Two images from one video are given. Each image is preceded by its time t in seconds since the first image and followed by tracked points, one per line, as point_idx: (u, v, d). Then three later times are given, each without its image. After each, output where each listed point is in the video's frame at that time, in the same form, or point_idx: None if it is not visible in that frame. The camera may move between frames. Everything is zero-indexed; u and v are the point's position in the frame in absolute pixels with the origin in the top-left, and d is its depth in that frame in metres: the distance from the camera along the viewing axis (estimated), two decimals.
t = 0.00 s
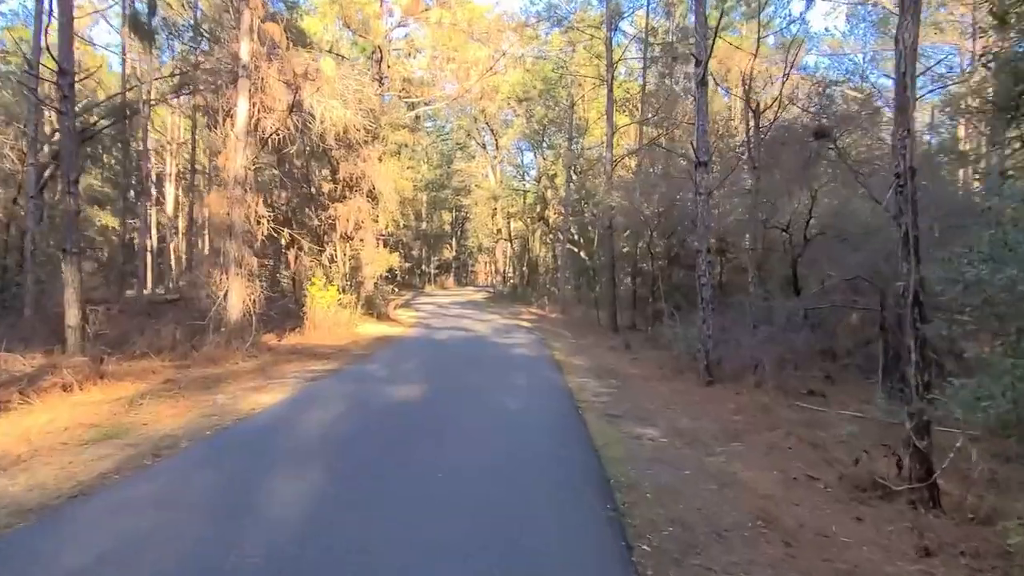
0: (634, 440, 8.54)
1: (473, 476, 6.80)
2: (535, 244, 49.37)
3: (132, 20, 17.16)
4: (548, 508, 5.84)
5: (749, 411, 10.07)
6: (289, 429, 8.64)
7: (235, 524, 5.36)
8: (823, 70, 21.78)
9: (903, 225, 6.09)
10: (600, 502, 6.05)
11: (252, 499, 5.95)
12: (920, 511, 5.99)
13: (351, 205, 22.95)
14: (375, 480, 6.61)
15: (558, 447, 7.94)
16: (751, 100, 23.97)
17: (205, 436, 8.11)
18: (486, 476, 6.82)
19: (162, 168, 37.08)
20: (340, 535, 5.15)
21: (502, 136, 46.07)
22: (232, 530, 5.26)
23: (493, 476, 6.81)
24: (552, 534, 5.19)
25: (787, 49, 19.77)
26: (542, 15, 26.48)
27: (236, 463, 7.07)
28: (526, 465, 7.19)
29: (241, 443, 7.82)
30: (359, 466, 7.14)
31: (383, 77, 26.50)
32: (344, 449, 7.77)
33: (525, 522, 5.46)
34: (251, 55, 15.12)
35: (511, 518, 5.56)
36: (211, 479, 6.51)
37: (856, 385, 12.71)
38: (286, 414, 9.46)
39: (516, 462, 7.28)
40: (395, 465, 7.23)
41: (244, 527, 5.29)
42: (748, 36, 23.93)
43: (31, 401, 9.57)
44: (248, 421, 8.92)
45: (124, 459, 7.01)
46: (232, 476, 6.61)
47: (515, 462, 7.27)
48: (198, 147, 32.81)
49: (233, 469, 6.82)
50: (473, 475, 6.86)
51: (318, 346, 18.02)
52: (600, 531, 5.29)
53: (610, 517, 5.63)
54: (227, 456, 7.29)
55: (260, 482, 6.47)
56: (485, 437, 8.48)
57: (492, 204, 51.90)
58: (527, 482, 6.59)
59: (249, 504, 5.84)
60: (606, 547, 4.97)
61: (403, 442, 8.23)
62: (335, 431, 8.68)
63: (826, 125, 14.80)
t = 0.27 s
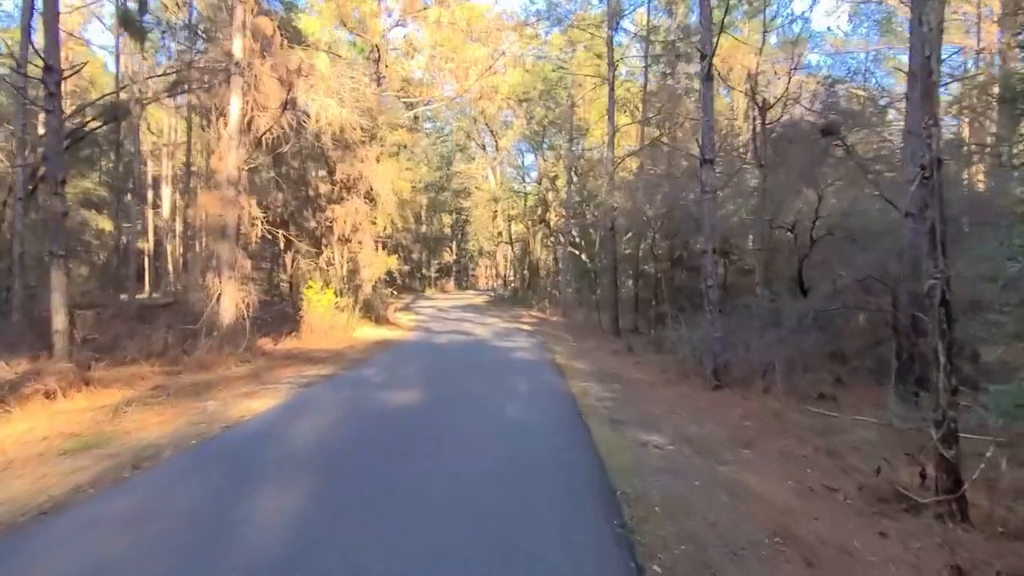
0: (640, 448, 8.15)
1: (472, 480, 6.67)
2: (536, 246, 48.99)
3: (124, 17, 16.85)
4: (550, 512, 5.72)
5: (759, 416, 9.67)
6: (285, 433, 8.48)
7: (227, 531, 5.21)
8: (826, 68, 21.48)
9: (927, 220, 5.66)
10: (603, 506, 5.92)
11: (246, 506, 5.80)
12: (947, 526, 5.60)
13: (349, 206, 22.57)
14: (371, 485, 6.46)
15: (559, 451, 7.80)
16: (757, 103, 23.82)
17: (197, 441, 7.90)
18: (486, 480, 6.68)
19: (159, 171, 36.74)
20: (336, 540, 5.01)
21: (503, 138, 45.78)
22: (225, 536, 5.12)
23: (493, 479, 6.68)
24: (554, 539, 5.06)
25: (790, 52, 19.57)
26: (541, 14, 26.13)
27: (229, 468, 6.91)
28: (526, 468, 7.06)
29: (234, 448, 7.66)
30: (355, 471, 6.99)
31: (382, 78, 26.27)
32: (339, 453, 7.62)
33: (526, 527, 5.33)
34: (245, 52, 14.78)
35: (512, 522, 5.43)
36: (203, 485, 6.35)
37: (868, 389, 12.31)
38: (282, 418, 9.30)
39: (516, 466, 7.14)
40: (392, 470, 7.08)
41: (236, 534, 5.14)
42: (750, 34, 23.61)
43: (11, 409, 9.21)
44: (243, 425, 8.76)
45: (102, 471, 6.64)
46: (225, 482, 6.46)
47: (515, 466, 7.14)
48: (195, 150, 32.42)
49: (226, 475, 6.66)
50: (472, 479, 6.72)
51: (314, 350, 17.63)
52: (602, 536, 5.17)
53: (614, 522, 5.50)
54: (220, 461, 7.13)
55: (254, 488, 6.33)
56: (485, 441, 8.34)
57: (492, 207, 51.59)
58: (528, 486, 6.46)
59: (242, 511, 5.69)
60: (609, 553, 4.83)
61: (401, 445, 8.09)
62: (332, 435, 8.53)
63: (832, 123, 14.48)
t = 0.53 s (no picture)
0: (646, 462, 7.76)
1: (470, 488, 6.61)
2: (534, 248, 48.61)
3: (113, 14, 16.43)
4: (548, 522, 5.66)
5: (770, 428, 9.27)
6: (280, 441, 8.40)
7: (222, 542, 5.15)
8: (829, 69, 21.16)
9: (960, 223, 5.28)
10: (603, 518, 5.82)
11: (241, 516, 5.72)
12: (981, 552, 5.19)
13: (345, 208, 22.16)
14: (367, 494, 6.40)
15: (558, 459, 7.72)
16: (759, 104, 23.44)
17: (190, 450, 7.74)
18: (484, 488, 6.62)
19: (153, 172, 36.33)
20: (331, 551, 4.96)
21: (500, 139, 45.43)
22: (219, 547, 5.05)
23: (491, 488, 6.61)
24: (553, 551, 5.01)
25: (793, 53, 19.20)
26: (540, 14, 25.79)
27: (224, 478, 6.83)
28: (524, 477, 6.99)
29: (229, 457, 7.58)
30: (351, 479, 6.93)
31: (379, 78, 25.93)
32: (336, 462, 7.54)
33: (524, 539, 5.27)
34: (235, 49, 14.36)
35: (510, 533, 5.38)
36: (197, 496, 6.26)
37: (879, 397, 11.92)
38: (278, 425, 9.21)
39: (514, 474, 7.07)
40: (388, 478, 7.02)
41: (230, 546, 5.07)
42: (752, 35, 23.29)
43: None
44: (237, 433, 8.67)
45: (74, 490, 6.24)
46: (219, 492, 6.38)
47: (513, 474, 7.07)
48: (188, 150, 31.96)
49: (219, 485, 6.58)
50: (470, 487, 6.66)
51: (307, 355, 17.22)
52: (602, 548, 5.10)
53: (613, 533, 5.44)
54: (215, 471, 7.05)
55: (248, 497, 6.25)
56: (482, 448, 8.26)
57: (490, 208, 51.22)
58: (526, 495, 6.40)
59: (237, 521, 5.62)
60: (609, 565, 4.77)
61: (397, 453, 8.03)
62: (328, 443, 8.46)
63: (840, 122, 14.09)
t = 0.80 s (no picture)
0: (655, 471, 7.37)
1: (469, 491, 6.58)
2: (533, 248, 48.24)
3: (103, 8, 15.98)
4: (549, 523, 5.63)
5: (783, 433, 8.86)
6: (278, 442, 8.36)
7: (220, 544, 5.10)
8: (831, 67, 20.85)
9: (1001, 218, 4.92)
10: (606, 518, 5.78)
11: (239, 518, 5.68)
12: None
13: (341, 206, 21.75)
14: (366, 497, 6.37)
15: (558, 460, 7.67)
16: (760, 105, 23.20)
17: (186, 450, 7.69)
18: (483, 489, 6.59)
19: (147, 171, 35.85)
20: (331, 553, 4.93)
21: (499, 139, 45.05)
22: (217, 548, 5.01)
23: (491, 490, 6.57)
24: (555, 552, 4.97)
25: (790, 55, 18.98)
26: (540, 11, 25.37)
27: (221, 480, 6.78)
28: (524, 478, 6.95)
29: (226, 458, 7.53)
30: (349, 482, 6.89)
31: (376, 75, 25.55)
32: (333, 464, 7.49)
33: (525, 539, 5.24)
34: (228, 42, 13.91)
35: (511, 534, 5.35)
36: (194, 497, 6.21)
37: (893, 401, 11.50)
38: (275, 425, 9.16)
39: (513, 476, 7.04)
40: (386, 480, 6.97)
41: (228, 547, 5.03)
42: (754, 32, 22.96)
43: None
44: (234, 434, 8.61)
45: (46, 503, 5.84)
46: (216, 494, 6.33)
47: (514, 476, 7.02)
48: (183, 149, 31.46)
49: (216, 487, 6.53)
50: (469, 489, 6.63)
51: (303, 357, 16.80)
52: (605, 549, 5.06)
53: (615, 534, 5.41)
54: (211, 472, 6.99)
55: (246, 499, 6.21)
56: (481, 450, 8.22)
57: (488, 208, 50.83)
58: (527, 496, 6.36)
59: (235, 523, 5.57)
60: (612, 566, 4.74)
61: (395, 455, 8.00)
62: (326, 445, 8.41)
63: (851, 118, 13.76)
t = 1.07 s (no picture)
0: (660, 481, 6.98)
1: (467, 492, 6.56)
2: (532, 248, 47.87)
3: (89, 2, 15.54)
4: (548, 525, 5.62)
5: (794, 440, 8.48)
6: (275, 442, 8.33)
7: (217, 544, 5.08)
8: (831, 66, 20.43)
9: None
10: (606, 518, 5.79)
11: (236, 518, 5.66)
12: None
13: (336, 205, 21.34)
14: (363, 497, 6.35)
15: (555, 461, 7.65)
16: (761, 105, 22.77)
17: (168, 458, 7.32)
18: (481, 491, 6.57)
19: (141, 170, 35.41)
20: (330, 554, 4.91)
21: (497, 138, 44.67)
22: (214, 549, 4.98)
23: (489, 491, 6.56)
24: (556, 553, 4.97)
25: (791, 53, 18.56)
26: (539, 7, 24.93)
27: (217, 480, 6.74)
28: (523, 479, 6.94)
29: (222, 458, 7.50)
30: (346, 482, 6.87)
31: (372, 73, 25.16)
32: (331, 464, 7.47)
33: (527, 540, 5.25)
34: (217, 36, 13.47)
35: (509, 535, 5.33)
36: (189, 498, 6.17)
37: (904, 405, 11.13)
38: (272, 426, 9.13)
39: (512, 477, 7.02)
40: (383, 481, 6.96)
41: (225, 547, 5.01)
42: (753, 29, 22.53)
43: None
44: (231, 434, 8.57)
45: (10, 520, 5.47)
46: (213, 494, 6.30)
47: (512, 477, 7.01)
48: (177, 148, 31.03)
49: (213, 487, 6.50)
50: (467, 490, 6.61)
51: (296, 359, 16.39)
52: (608, 550, 5.08)
53: (614, 536, 5.39)
54: (207, 473, 6.95)
55: (243, 499, 6.18)
56: (479, 450, 8.20)
57: (487, 208, 50.46)
58: (525, 498, 6.34)
59: (232, 523, 5.55)
60: (615, 568, 4.74)
61: (392, 456, 7.99)
62: (323, 445, 8.39)
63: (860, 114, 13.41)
